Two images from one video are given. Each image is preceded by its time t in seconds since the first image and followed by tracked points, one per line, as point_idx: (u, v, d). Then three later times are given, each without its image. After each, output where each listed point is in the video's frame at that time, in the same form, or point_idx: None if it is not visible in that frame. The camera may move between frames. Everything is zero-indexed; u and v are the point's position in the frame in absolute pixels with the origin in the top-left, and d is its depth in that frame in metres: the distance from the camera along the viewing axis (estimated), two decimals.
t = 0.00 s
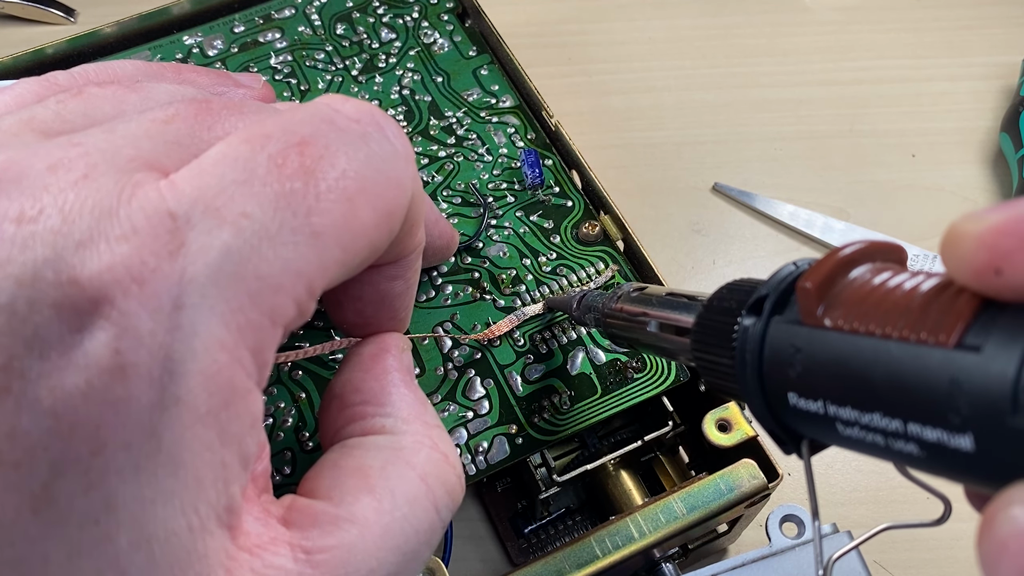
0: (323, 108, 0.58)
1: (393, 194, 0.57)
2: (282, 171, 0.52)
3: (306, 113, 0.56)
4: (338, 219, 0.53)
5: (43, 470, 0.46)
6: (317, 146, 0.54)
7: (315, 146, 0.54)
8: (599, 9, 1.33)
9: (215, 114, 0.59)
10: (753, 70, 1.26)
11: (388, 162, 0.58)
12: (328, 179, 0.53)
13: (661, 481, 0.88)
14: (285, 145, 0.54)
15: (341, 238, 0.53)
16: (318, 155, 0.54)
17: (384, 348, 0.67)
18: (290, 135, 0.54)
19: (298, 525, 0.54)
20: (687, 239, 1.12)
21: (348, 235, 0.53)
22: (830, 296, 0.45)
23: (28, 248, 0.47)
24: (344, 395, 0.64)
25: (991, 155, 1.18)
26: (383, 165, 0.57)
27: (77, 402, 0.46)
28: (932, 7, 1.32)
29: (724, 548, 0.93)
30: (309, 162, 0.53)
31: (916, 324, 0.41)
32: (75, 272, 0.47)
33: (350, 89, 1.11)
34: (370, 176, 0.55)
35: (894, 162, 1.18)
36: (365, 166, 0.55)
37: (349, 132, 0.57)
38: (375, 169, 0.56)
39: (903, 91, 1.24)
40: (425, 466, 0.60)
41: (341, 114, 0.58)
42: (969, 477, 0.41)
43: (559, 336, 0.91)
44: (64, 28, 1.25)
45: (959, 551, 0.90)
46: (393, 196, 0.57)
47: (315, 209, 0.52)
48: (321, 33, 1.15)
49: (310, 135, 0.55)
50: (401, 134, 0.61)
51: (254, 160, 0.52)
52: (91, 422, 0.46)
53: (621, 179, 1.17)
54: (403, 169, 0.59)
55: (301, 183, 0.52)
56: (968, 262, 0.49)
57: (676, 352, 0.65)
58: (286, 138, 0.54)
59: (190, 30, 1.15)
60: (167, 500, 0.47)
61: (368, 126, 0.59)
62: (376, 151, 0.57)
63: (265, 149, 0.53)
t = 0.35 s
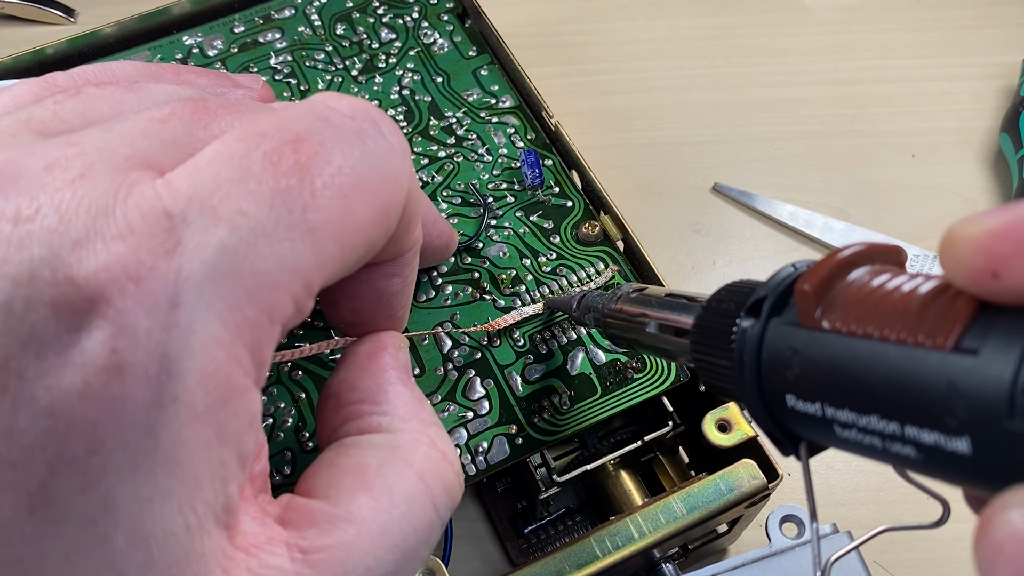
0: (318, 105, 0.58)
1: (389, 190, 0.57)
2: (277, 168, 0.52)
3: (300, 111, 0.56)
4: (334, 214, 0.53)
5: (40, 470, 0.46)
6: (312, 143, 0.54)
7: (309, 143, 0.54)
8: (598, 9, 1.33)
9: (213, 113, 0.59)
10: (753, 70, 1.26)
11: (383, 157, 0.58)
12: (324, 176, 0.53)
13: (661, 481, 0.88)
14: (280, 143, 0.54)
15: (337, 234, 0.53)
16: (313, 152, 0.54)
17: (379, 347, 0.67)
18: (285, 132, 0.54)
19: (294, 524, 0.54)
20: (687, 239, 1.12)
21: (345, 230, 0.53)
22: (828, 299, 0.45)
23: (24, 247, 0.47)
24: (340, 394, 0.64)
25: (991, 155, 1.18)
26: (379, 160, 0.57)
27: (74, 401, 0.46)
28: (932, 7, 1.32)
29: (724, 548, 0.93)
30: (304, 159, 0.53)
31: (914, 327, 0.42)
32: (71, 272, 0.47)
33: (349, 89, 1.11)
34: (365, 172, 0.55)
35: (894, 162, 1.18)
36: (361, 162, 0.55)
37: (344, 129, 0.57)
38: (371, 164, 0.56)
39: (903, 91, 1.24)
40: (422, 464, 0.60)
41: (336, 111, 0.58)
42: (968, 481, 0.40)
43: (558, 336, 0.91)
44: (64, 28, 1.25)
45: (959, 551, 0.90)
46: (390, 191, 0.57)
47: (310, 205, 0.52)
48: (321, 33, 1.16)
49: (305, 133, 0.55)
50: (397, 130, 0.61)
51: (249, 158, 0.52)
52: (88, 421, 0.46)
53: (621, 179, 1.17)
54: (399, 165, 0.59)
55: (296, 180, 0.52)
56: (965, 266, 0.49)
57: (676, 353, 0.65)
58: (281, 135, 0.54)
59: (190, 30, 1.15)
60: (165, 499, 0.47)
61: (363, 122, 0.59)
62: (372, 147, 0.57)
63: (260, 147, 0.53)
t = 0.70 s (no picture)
0: (313, 102, 0.58)
1: (387, 184, 0.57)
2: (273, 165, 0.52)
3: (294, 108, 0.56)
4: (331, 211, 0.53)
5: (40, 471, 0.46)
6: (307, 140, 0.54)
7: (304, 140, 0.54)
8: (599, 9, 1.33)
9: (210, 112, 0.59)
10: (753, 70, 1.26)
11: (379, 153, 0.58)
12: (320, 172, 0.53)
13: (661, 481, 0.88)
14: (276, 141, 0.54)
15: (335, 230, 0.53)
16: (309, 149, 0.54)
17: (385, 347, 0.67)
18: (280, 130, 0.54)
19: (293, 524, 0.54)
20: (687, 239, 1.12)
21: (343, 227, 0.53)
22: (841, 306, 0.45)
23: (24, 248, 0.48)
24: (345, 393, 0.64)
25: (991, 155, 1.18)
26: (375, 156, 0.57)
27: (74, 401, 0.46)
28: (932, 7, 1.32)
29: (725, 548, 0.93)
30: (300, 155, 0.53)
31: (929, 336, 0.42)
32: (70, 272, 0.47)
33: (349, 89, 1.11)
34: (362, 167, 0.55)
35: (894, 162, 1.18)
36: (357, 158, 0.55)
37: (338, 124, 0.57)
38: (367, 160, 0.56)
39: (903, 91, 1.24)
40: (424, 466, 0.60)
41: (331, 108, 0.58)
42: (983, 492, 0.40)
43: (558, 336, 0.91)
44: (64, 28, 1.25)
45: (959, 551, 0.90)
46: (386, 186, 0.57)
47: (307, 202, 0.52)
48: (321, 33, 1.16)
49: (300, 129, 0.55)
50: (392, 125, 0.61)
51: (245, 156, 0.52)
52: (88, 422, 0.46)
53: (621, 179, 1.17)
54: (395, 160, 0.59)
55: (292, 176, 0.52)
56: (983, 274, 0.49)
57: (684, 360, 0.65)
58: (276, 133, 0.54)
59: (190, 30, 1.15)
60: (164, 499, 0.47)
61: (358, 119, 0.59)
62: (367, 142, 0.57)
63: (256, 145, 0.53)
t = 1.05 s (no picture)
0: (316, 107, 0.58)
1: (391, 189, 0.57)
2: (280, 171, 0.52)
3: (300, 113, 0.57)
4: (338, 216, 0.53)
5: (48, 473, 0.46)
6: (314, 145, 0.55)
7: (311, 145, 0.55)
8: (599, 9, 1.33)
9: (215, 113, 0.59)
10: (753, 70, 1.26)
11: (385, 158, 0.58)
12: (327, 177, 0.54)
13: (661, 481, 0.88)
14: (283, 146, 0.54)
15: (342, 235, 0.53)
16: (316, 154, 0.54)
17: (392, 339, 0.67)
18: (287, 135, 0.54)
19: (299, 515, 0.54)
20: (687, 239, 1.12)
21: (349, 231, 0.54)
22: (855, 293, 0.45)
23: (32, 251, 0.47)
24: (351, 383, 0.64)
25: (991, 155, 1.18)
26: (380, 161, 0.57)
27: (83, 403, 0.46)
28: (932, 7, 1.32)
29: (724, 548, 0.93)
30: (307, 161, 0.54)
31: (942, 321, 0.42)
32: (78, 275, 0.47)
33: (349, 89, 1.11)
34: (367, 172, 0.56)
35: (894, 162, 1.18)
36: (363, 163, 0.56)
37: (345, 130, 0.57)
38: (373, 164, 0.56)
39: (902, 91, 1.24)
40: (425, 459, 0.60)
41: (337, 113, 0.58)
42: (995, 478, 0.40)
43: (558, 336, 0.91)
44: (64, 27, 1.25)
45: (959, 551, 0.90)
46: (391, 191, 0.57)
47: (314, 207, 0.52)
48: (321, 33, 1.15)
49: (307, 135, 0.55)
50: (396, 130, 0.62)
51: (252, 161, 0.52)
52: (97, 424, 0.46)
53: (622, 178, 1.17)
54: (400, 164, 0.60)
55: (299, 182, 0.52)
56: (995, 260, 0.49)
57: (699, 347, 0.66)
58: (283, 138, 0.54)
59: (190, 30, 1.15)
60: (173, 500, 0.47)
61: (362, 123, 0.59)
62: (373, 147, 0.58)
63: (263, 150, 0.53)
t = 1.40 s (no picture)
0: (337, 141, 0.59)
1: (400, 228, 0.58)
2: (303, 201, 0.53)
3: (322, 145, 0.57)
4: (353, 249, 0.54)
5: (56, 477, 0.46)
6: (336, 179, 0.55)
7: (334, 179, 0.55)
8: (599, 9, 1.33)
9: (224, 118, 0.59)
10: (754, 70, 1.26)
11: (399, 200, 0.59)
12: (345, 210, 0.54)
13: (661, 481, 0.88)
14: (307, 176, 0.54)
15: (353, 269, 0.53)
16: (337, 188, 0.55)
17: (401, 349, 0.68)
18: (311, 168, 0.55)
19: (308, 514, 0.54)
20: (687, 240, 1.12)
21: (360, 265, 0.54)
22: (855, 298, 0.45)
23: (42, 257, 0.47)
24: (359, 388, 0.65)
25: (991, 156, 1.18)
26: (395, 203, 0.58)
27: (91, 410, 0.46)
28: (931, 7, 1.32)
29: (724, 548, 0.93)
30: (330, 193, 0.54)
31: (947, 325, 0.42)
32: (90, 281, 0.47)
33: (349, 89, 1.11)
34: (383, 211, 0.56)
35: (893, 162, 1.18)
36: (378, 199, 0.56)
37: (364, 169, 0.58)
38: (388, 205, 0.57)
39: (902, 91, 1.24)
40: (427, 466, 0.60)
41: (355, 152, 0.59)
42: (997, 487, 0.40)
43: (558, 336, 0.91)
44: (64, 27, 1.25)
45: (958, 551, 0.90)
46: (402, 232, 0.58)
47: (331, 239, 0.53)
48: (321, 33, 1.15)
49: (329, 168, 0.56)
50: (411, 172, 0.63)
51: (276, 187, 0.53)
52: (107, 430, 0.46)
53: (622, 179, 1.17)
54: (412, 206, 0.60)
55: (320, 213, 0.53)
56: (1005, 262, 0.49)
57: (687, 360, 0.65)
58: (307, 169, 0.55)
59: (190, 30, 1.15)
60: (181, 506, 0.48)
61: (381, 165, 0.60)
62: (389, 187, 0.58)
63: (287, 177, 0.53)
